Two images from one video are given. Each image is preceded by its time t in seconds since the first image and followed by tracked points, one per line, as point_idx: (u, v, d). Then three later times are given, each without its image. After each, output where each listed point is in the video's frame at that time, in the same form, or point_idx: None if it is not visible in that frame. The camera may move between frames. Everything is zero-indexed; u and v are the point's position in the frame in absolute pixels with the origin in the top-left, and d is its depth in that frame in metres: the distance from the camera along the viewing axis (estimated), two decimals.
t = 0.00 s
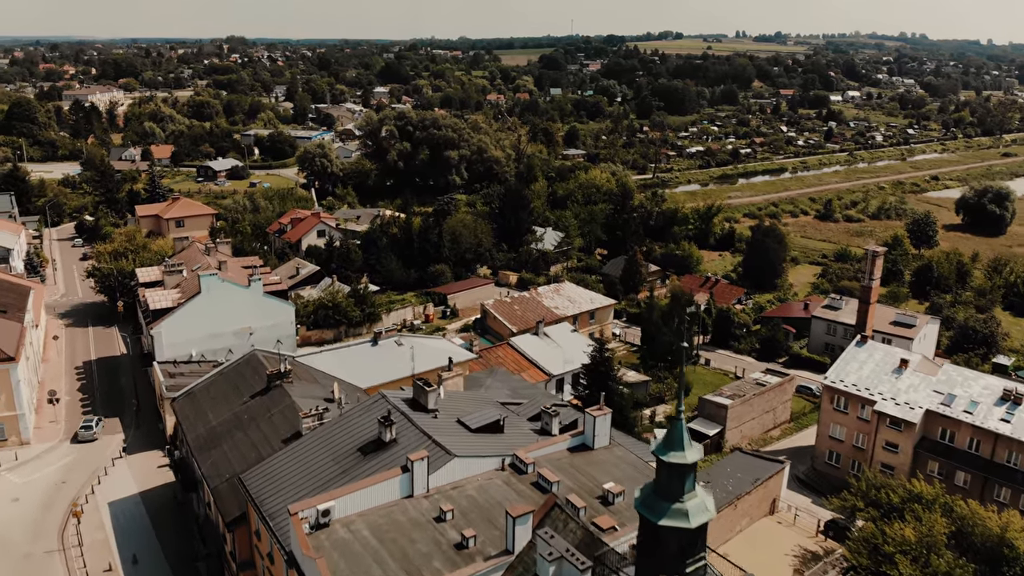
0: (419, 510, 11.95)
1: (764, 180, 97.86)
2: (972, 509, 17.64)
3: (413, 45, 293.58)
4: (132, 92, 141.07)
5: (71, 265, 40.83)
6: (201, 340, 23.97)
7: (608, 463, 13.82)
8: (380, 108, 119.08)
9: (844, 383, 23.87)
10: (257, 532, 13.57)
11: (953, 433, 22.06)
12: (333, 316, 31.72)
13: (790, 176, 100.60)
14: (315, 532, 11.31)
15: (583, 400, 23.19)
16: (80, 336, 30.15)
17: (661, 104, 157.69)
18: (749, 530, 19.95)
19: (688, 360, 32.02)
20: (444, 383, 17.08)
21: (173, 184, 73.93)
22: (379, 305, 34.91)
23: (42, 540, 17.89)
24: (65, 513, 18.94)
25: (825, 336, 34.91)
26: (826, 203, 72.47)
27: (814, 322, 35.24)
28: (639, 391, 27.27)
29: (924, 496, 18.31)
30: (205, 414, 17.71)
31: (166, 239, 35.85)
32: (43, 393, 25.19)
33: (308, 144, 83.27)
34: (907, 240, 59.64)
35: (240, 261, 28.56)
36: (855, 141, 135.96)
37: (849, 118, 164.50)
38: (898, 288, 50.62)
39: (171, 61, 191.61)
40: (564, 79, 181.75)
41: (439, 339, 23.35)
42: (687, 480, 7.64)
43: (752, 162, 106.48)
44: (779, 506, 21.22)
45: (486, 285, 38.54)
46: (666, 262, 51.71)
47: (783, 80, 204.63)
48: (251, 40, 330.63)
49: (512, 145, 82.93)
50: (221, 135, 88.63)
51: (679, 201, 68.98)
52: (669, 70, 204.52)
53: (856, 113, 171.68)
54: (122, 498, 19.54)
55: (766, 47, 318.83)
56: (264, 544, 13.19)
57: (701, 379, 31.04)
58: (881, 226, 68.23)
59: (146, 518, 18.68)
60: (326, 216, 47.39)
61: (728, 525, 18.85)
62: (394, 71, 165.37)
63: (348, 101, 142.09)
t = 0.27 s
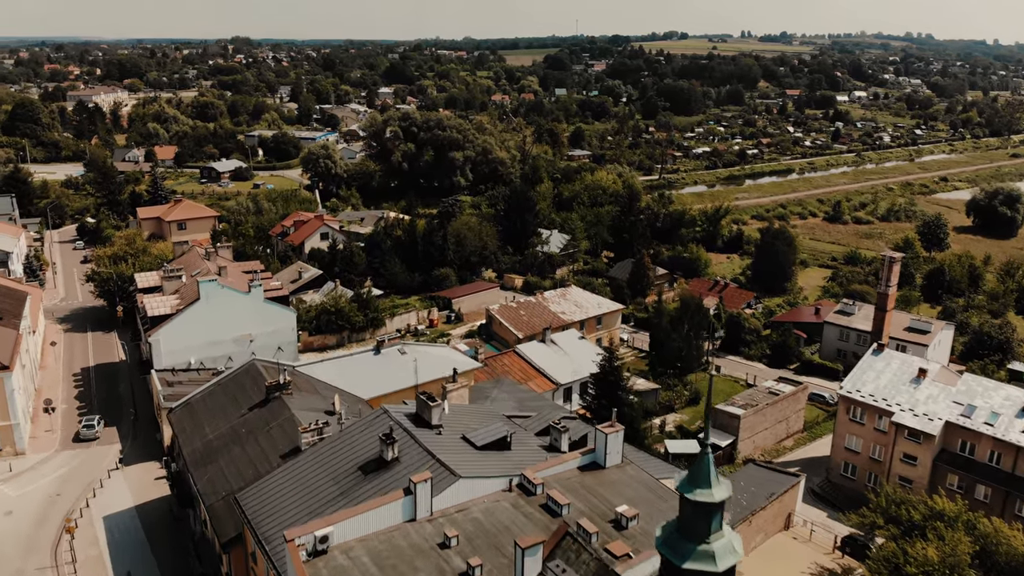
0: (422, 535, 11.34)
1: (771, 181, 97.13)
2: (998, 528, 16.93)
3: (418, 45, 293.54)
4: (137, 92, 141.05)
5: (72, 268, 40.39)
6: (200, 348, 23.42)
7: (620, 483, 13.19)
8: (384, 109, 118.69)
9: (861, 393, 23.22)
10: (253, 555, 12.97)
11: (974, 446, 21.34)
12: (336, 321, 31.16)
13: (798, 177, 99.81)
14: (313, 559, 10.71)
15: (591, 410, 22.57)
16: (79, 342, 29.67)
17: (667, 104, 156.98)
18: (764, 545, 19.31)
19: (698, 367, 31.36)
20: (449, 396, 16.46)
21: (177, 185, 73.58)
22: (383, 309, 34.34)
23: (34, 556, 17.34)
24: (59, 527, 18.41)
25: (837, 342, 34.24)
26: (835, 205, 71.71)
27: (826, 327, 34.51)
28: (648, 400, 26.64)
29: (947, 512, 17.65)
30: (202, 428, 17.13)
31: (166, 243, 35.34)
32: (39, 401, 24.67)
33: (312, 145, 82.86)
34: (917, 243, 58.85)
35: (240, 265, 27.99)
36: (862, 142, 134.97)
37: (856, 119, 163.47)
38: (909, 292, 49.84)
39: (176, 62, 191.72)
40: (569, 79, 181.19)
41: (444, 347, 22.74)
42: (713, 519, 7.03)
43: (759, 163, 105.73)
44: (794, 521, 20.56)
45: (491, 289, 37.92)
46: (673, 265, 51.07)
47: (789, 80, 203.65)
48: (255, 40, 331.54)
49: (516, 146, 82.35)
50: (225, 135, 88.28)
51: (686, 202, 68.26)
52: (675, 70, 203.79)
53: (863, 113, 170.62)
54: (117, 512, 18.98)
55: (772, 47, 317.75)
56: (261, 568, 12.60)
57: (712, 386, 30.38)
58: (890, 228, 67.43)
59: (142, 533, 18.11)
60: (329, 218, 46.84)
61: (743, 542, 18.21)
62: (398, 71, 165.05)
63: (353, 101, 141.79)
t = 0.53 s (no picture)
0: (425, 563, 10.72)
1: (778, 182, 96.36)
2: None
3: (423, 45, 293.29)
4: (141, 93, 140.93)
5: (72, 271, 39.92)
6: (198, 355, 22.81)
7: (632, 505, 12.56)
8: (388, 109, 118.24)
9: (878, 404, 22.56)
10: None
11: (996, 459, 20.63)
12: (338, 326, 30.56)
13: (805, 178, 98.98)
14: None
15: (600, 421, 21.94)
16: (77, 347, 29.18)
17: (673, 104, 156.25)
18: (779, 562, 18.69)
19: (708, 374, 30.69)
20: (454, 409, 15.82)
21: (180, 186, 73.16)
22: (386, 314, 33.73)
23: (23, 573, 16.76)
24: (50, 542, 17.84)
25: (850, 349, 33.59)
26: (844, 207, 70.94)
27: (839, 333, 33.88)
28: (658, 409, 26.00)
29: (969, 530, 16.95)
30: (199, 440, 16.52)
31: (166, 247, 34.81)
32: (35, 409, 24.16)
33: (316, 146, 82.40)
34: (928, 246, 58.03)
35: (240, 270, 27.42)
36: (870, 143, 134.00)
37: (863, 119, 162.45)
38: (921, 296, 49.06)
39: (180, 62, 191.70)
40: (574, 79, 180.50)
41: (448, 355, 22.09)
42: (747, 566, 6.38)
43: (766, 163, 104.96)
44: (810, 537, 19.92)
45: (496, 293, 37.26)
46: (680, 267, 50.42)
47: (795, 81, 202.66)
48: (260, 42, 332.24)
49: (521, 147, 81.76)
50: (228, 136, 87.92)
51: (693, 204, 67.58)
52: (680, 70, 203.00)
53: (870, 113, 169.52)
54: (111, 525, 18.43)
55: (777, 47, 316.63)
56: None
57: (722, 394, 29.69)
58: (900, 230, 66.63)
59: (137, 548, 17.53)
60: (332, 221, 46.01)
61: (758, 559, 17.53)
62: (403, 71, 164.63)
63: (357, 102, 141.45)
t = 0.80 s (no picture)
0: None
1: (785, 183, 95.58)
2: None
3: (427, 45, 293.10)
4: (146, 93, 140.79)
5: (72, 274, 39.46)
6: (196, 363, 22.26)
7: (646, 530, 11.92)
8: (392, 110, 117.78)
9: (895, 415, 21.90)
10: None
11: (1019, 474, 19.94)
12: (340, 331, 29.98)
13: (812, 179, 98.18)
14: None
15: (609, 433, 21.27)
16: (74, 353, 28.66)
17: (678, 104, 155.52)
18: None
19: (718, 381, 30.00)
20: (459, 424, 15.20)
21: (182, 187, 72.74)
22: (390, 318, 33.13)
23: None
24: (41, 559, 17.26)
25: (862, 355, 32.99)
26: (853, 209, 70.17)
27: (851, 339, 33.29)
28: (667, 418, 25.34)
29: (994, 550, 16.29)
30: (194, 455, 15.93)
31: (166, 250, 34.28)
32: (30, 418, 23.64)
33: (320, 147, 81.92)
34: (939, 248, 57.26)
35: (240, 275, 26.85)
36: (877, 143, 133.04)
37: (869, 120, 161.50)
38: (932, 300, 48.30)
39: (185, 62, 191.62)
40: (578, 79, 179.86)
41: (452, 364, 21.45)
42: None
43: (773, 164, 104.19)
44: (826, 554, 19.30)
45: (501, 297, 36.64)
46: (688, 270, 49.75)
47: (801, 81, 201.69)
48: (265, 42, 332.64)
49: (526, 148, 81.16)
50: (232, 137, 87.55)
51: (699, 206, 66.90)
52: (685, 70, 202.22)
53: (877, 114, 168.54)
54: (105, 541, 17.86)
55: (782, 47, 315.54)
56: None
57: (733, 402, 29.03)
58: (910, 233, 65.83)
59: (130, 564, 16.93)
60: (334, 223, 45.29)
61: None
62: (407, 71, 164.21)
63: (361, 102, 141.07)
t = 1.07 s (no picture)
0: None
1: (793, 184, 94.79)
2: None
3: (432, 45, 292.93)
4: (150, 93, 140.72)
5: (72, 277, 38.99)
6: (194, 372, 21.72)
7: (661, 557, 11.30)
8: (397, 111, 117.36)
9: (913, 427, 21.23)
10: None
11: None
12: (343, 337, 29.39)
13: (819, 180, 97.38)
14: None
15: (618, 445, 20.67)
16: (72, 359, 28.15)
17: (684, 105, 154.79)
18: None
19: (728, 388, 29.35)
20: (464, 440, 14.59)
21: (185, 188, 72.34)
22: (393, 323, 32.55)
23: None
24: None
25: (876, 362, 32.31)
26: (862, 211, 69.38)
27: (864, 346, 32.63)
28: (677, 428, 24.71)
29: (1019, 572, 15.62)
30: (189, 472, 15.33)
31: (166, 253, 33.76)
32: (25, 427, 23.11)
33: (324, 148, 81.47)
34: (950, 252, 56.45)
35: (239, 280, 26.26)
36: (884, 144, 132.05)
37: (876, 120, 160.50)
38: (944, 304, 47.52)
39: (190, 62, 191.60)
40: (583, 80, 179.26)
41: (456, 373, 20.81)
42: None
43: (780, 165, 103.39)
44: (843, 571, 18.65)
45: (507, 301, 36.01)
46: (696, 273, 49.07)
47: (807, 81, 200.68)
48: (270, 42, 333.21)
49: (531, 150, 80.59)
50: (235, 138, 87.18)
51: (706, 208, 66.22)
52: (691, 70, 201.42)
53: (884, 115, 167.51)
54: (98, 557, 17.28)
55: (788, 48, 314.46)
56: None
57: (743, 411, 28.37)
58: (920, 235, 65.01)
59: None
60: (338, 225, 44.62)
61: None
62: (412, 71, 163.83)
63: (366, 103, 140.71)
